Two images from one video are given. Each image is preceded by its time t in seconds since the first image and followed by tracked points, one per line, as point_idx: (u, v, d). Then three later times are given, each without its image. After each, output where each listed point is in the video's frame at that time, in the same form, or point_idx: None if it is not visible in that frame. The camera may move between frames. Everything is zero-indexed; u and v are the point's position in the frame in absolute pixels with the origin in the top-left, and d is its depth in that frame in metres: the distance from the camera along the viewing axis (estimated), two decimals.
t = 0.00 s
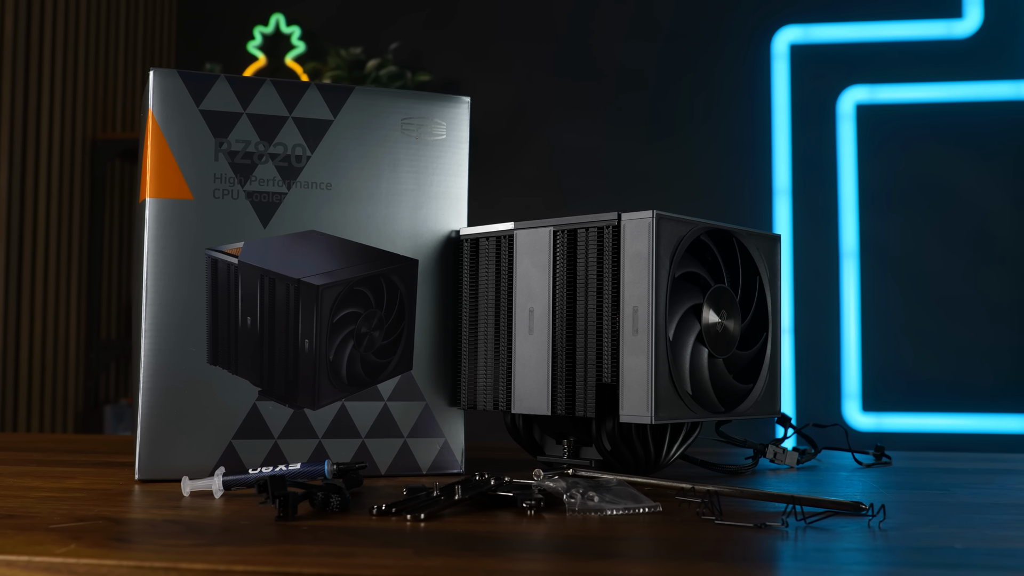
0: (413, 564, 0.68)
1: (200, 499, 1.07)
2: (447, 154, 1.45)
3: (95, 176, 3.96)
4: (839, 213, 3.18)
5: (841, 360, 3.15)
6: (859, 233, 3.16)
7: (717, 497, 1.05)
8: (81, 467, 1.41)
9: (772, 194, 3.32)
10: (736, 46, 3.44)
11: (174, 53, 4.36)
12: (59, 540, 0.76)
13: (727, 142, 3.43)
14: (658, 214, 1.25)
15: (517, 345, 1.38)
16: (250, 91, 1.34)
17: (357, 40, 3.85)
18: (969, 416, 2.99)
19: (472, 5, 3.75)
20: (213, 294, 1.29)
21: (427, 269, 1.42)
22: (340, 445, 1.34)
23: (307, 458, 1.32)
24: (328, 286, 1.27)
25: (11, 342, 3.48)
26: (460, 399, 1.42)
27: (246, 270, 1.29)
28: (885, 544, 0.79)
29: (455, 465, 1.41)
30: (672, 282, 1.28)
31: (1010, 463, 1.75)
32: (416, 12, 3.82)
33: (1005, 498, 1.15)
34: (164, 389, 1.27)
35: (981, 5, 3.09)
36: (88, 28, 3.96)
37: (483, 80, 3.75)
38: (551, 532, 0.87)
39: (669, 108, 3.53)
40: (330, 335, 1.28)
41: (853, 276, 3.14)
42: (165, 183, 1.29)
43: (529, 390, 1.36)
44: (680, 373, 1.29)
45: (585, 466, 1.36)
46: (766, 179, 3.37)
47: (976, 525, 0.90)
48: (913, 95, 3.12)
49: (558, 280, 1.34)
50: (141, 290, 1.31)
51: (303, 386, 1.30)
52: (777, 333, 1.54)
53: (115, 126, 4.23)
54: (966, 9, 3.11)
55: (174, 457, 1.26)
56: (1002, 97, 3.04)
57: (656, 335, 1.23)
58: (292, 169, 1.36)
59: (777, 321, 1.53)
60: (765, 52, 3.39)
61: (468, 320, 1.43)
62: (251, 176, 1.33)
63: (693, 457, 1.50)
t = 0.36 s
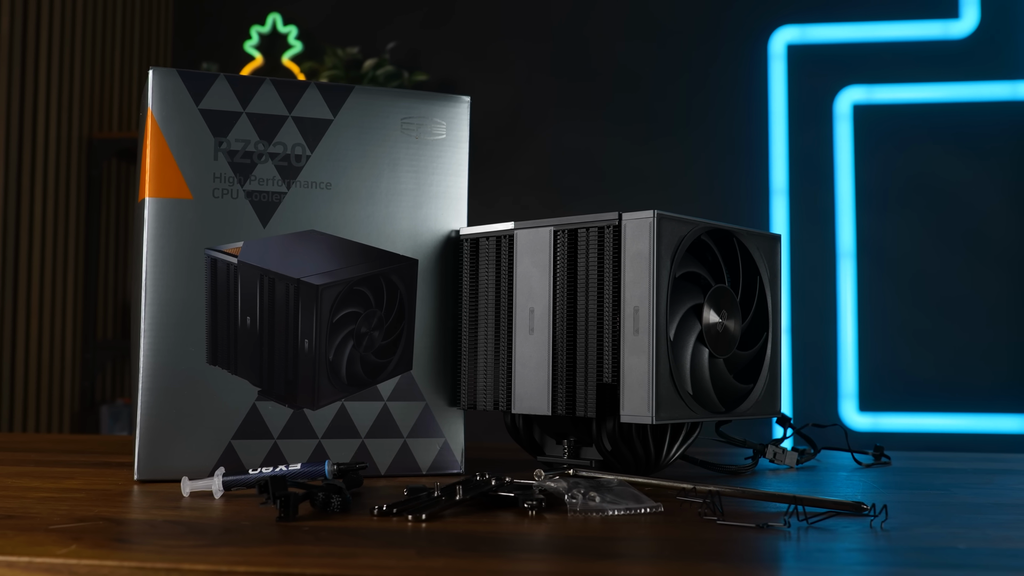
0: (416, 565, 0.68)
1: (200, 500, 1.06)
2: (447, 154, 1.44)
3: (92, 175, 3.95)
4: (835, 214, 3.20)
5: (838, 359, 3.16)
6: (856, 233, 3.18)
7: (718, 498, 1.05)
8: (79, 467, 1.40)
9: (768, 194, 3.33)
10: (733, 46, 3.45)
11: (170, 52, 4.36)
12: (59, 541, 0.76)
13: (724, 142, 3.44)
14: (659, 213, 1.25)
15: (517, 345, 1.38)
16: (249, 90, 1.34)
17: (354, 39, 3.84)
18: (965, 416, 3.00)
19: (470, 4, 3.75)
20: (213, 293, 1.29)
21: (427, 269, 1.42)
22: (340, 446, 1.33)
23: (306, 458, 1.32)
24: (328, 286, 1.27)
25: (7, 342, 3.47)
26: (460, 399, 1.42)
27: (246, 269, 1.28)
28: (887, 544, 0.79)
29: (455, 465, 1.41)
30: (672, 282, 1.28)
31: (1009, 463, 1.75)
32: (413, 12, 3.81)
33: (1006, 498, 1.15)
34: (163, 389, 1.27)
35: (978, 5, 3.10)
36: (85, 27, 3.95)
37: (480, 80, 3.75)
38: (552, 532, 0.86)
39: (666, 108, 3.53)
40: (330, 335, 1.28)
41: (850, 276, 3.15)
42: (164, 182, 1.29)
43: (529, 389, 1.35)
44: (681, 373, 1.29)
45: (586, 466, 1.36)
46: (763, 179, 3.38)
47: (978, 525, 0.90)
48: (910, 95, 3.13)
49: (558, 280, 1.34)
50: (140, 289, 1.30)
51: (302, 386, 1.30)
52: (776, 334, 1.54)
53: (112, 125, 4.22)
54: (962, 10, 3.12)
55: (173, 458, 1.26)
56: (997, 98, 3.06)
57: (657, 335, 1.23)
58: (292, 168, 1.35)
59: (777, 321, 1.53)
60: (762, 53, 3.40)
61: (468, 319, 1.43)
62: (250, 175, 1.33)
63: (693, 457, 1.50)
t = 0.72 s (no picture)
0: (419, 566, 0.68)
1: (200, 500, 1.06)
2: (447, 153, 1.44)
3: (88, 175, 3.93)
4: (832, 214, 3.22)
5: (834, 359, 3.17)
6: (853, 234, 3.20)
7: (720, 498, 1.05)
8: (76, 468, 1.39)
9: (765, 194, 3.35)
10: (730, 46, 3.44)
11: (167, 52, 4.35)
12: (60, 542, 0.75)
13: (721, 142, 3.44)
14: (660, 213, 1.25)
15: (517, 344, 1.37)
16: (249, 89, 1.34)
17: (351, 39, 3.84)
18: (960, 416, 3.04)
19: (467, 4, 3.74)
20: (212, 293, 1.29)
21: (426, 269, 1.41)
22: (340, 446, 1.33)
23: (306, 458, 1.32)
24: (327, 286, 1.27)
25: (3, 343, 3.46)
26: (460, 399, 1.41)
27: (245, 269, 1.28)
28: (891, 545, 0.79)
29: (455, 465, 1.41)
30: (673, 281, 1.28)
31: (1008, 463, 1.76)
32: (410, 11, 3.80)
33: (1007, 498, 1.15)
34: (162, 389, 1.26)
35: (974, 6, 3.12)
36: (81, 26, 3.94)
37: (478, 79, 3.74)
38: (554, 533, 0.86)
39: (664, 108, 3.53)
40: (329, 335, 1.28)
41: (847, 276, 3.17)
42: (163, 181, 1.28)
43: (530, 389, 1.35)
44: (682, 373, 1.29)
45: (586, 466, 1.36)
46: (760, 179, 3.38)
47: (981, 525, 0.89)
48: (907, 96, 3.16)
49: (558, 281, 1.34)
50: (139, 288, 1.30)
51: (302, 386, 1.29)
52: (777, 334, 1.53)
53: (108, 125, 4.21)
54: (959, 10, 3.15)
55: (171, 458, 1.26)
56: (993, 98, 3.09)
57: (658, 335, 1.22)
58: (291, 168, 1.35)
59: (777, 321, 1.53)
60: (759, 53, 3.40)
61: (468, 319, 1.43)
62: (250, 175, 1.33)
63: (693, 457, 1.50)
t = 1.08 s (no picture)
0: (422, 567, 0.68)
1: (200, 501, 1.06)
2: (446, 153, 1.44)
3: (85, 174, 3.92)
4: (829, 214, 3.23)
5: (832, 359, 3.18)
6: (849, 234, 3.21)
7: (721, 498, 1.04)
8: (73, 469, 1.38)
9: (762, 194, 3.35)
10: (727, 46, 3.45)
11: (163, 52, 4.34)
12: (61, 543, 0.75)
13: (719, 142, 3.44)
14: (661, 213, 1.25)
15: (517, 344, 1.37)
16: (249, 89, 1.33)
17: (348, 39, 3.83)
18: (958, 416, 3.05)
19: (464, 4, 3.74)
20: (212, 293, 1.28)
21: (426, 268, 1.41)
22: (339, 446, 1.33)
23: (306, 458, 1.31)
24: (327, 286, 1.27)
25: None
26: (460, 399, 1.41)
27: (245, 269, 1.28)
28: (894, 545, 0.78)
29: (455, 465, 1.40)
30: (674, 281, 1.27)
31: (1007, 463, 1.76)
32: (407, 11, 3.80)
33: (1007, 498, 1.15)
34: (161, 390, 1.26)
35: (971, 6, 3.13)
36: (77, 26, 3.93)
37: (475, 79, 3.75)
38: (556, 534, 0.86)
39: (661, 108, 3.53)
40: (329, 335, 1.28)
41: (844, 276, 3.18)
42: (162, 181, 1.28)
43: (530, 389, 1.35)
44: (683, 373, 1.29)
45: (586, 467, 1.36)
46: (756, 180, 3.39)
47: (983, 525, 0.89)
48: (903, 96, 3.17)
49: (559, 280, 1.34)
50: (138, 289, 1.30)
51: (302, 386, 1.29)
52: (777, 334, 1.53)
53: (104, 124, 4.20)
54: (956, 10, 3.15)
55: (170, 459, 1.25)
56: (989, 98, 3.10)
57: (659, 335, 1.22)
58: (291, 167, 1.35)
59: (777, 322, 1.53)
60: (756, 53, 3.40)
61: (468, 318, 1.42)
62: (249, 174, 1.32)
63: (693, 457, 1.50)
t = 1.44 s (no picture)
0: (425, 568, 0.67)
1: (200, 501, 1.06)
2: (446, 153, 1.43)
3: (81, 174, 3.91)
4: (825, 214, 3.24)
5: (828, 359, 3.21)
6: (846, 234, 3.22)
7: (723, 498, 1.04)
8: (71, 470, 1.37)
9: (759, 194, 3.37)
10: (723, 47, 3.45)
11: (160, 50, 4.34)
12: (61, 543, 0.75)
13: (715, 142, 3.45)
14: (663, 213, 1.25)
15: (518, 344, 1.37)
16: (248, 88, 1.33)
17: (344, 38, 3.83)
18: (955, 416, 3.05)
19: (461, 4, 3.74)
20: (211, 292, 1.28)
21: (426, 268, 1.41)
22: (339, 446, 1.32)
23: (306, 459, 1.31)
24: (326, 285, 1.26)
25: None
26: (460, 399, 1.41)
27: (244, 268, 1.27)
28: (897, 545, 0.78)
29: (455, 466, 1.40)
30: (675, 281, 1.27)
31: (1007, 463, 1.76)
32: (404, 11, 3.79)
33: (1008, 498, 1.15)
34: (161, 390, 1.25)
35: (967, 6, 3.12)
36: (73, 24, 3.91)
37: (472, 79, 3.75)
38: (559, 534, 0.85)
39: (658, 108, 3.53)
40: (329, 334, 1.28)
41: (840, 276, 3.20)
42: (162, 180, 1.28)
43: (530, 389, 1.35)
44: (683, 373, 1.28)
45: (587, 467, 1.36)
46: (753, 179, 3.40)
47: (984, 525, 0.90)
48: (900, 97, 3.17)
49: (560, 280, 1.34)
50: (136, 288, 1.29)
51: (301, 386, 1.29)
52: (776, 335, 1.53)
53: (100, 124, 4.18)
54: (952, 10, 3.15)
55: (170, 459, 1.25)
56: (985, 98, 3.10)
57: (659, 335, 1.22)
58: (291, 167, 1.34)
59: (778, 322, 1.53)
60: (753, 53, 3.41)
61: (468, 318, 1.42)
62: (248, 174, 1.32)
63: (693, 457, 1.50)
